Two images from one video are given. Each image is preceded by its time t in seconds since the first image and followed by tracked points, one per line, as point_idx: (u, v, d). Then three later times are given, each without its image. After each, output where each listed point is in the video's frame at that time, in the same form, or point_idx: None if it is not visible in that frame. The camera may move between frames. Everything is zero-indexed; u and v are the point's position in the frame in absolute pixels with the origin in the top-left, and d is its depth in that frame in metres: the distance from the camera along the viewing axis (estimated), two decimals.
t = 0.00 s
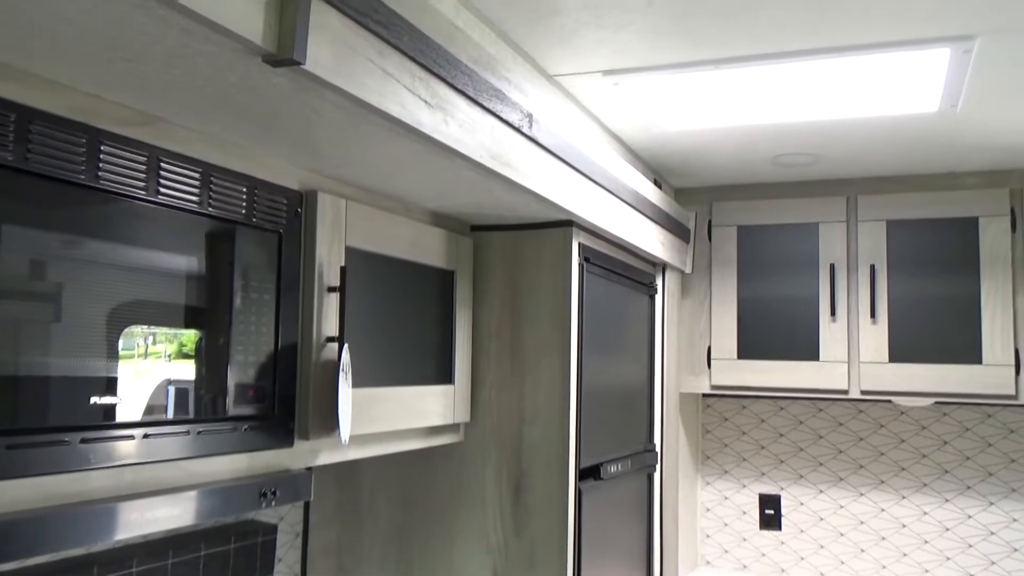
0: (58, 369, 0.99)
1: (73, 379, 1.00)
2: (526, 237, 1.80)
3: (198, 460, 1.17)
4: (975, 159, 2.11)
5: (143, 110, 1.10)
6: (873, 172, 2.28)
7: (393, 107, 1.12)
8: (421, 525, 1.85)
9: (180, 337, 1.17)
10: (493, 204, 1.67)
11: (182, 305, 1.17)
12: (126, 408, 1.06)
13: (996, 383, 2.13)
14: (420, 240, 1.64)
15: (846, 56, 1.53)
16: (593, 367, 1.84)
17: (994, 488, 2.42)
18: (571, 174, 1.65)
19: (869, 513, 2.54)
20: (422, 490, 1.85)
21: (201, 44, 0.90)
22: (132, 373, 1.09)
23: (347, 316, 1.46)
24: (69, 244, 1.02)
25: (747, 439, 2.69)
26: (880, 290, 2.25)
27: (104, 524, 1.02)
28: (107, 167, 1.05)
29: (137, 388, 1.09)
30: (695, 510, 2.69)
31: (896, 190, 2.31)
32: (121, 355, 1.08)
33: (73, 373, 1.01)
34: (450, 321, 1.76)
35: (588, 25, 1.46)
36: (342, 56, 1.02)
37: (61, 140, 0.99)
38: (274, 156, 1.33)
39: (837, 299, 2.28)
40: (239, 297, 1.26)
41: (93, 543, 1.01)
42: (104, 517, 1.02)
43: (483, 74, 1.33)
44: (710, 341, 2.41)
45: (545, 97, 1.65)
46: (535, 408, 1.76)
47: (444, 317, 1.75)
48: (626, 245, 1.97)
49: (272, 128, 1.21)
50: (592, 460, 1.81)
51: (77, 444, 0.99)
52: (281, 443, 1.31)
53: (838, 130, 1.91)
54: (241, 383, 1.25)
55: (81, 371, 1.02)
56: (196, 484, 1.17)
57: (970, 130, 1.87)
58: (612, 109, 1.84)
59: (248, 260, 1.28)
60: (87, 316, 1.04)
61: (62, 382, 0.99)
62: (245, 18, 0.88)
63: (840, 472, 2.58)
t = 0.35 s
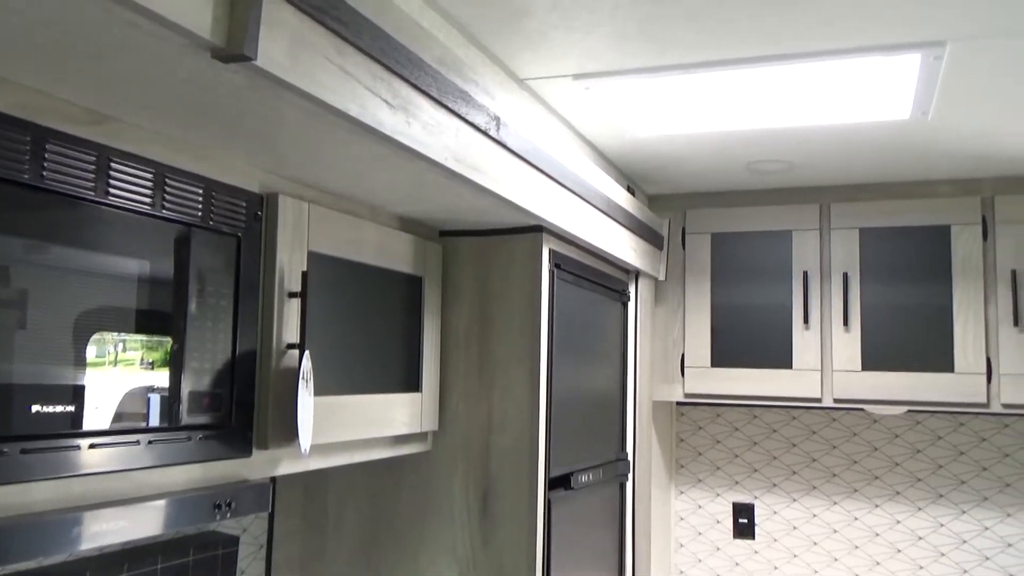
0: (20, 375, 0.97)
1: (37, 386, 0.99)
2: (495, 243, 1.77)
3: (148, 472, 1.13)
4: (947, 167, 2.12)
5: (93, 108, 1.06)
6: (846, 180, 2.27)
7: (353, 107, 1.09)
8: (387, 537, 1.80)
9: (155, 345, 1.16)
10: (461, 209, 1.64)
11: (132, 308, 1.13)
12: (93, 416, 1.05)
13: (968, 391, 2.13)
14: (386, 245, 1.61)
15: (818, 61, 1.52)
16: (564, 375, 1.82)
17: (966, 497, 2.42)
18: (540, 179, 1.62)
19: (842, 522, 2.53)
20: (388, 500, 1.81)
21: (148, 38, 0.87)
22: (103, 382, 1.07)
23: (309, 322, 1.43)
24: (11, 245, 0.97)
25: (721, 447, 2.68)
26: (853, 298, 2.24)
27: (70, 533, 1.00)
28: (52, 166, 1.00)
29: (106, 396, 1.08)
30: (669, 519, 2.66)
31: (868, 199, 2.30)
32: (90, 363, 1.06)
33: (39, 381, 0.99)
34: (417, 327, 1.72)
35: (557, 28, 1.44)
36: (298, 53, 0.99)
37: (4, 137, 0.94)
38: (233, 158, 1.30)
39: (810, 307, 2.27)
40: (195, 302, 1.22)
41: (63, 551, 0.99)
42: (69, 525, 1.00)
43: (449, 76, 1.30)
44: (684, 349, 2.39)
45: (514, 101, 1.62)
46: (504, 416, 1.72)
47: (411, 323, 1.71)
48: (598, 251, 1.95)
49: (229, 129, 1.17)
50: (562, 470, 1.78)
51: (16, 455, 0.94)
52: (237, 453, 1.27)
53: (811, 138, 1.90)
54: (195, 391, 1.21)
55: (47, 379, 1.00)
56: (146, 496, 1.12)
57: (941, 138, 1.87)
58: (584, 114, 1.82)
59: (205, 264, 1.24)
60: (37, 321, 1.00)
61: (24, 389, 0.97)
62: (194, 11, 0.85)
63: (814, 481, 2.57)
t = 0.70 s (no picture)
0: None
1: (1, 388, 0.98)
2: (459, 243, 1.75)
3: (90, 477, 1.08)
4: (914, 169, 2.12)
5: (32, 101, 1.02)
6: (815, 182, 2.27)
7: (304, 101, 1.06)
8: (347, 542, 1.77)
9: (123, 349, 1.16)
10: (424, 209, 1.61)
11: (72, 306, 1.10)
12: (57, 418, 1.04)
13: (935, 393, 2.13)
14: (346, 244, 1.58)
15: (783, 60, 1.50)
16: (529, 377, 1.79)
17: (934, 498, 2.43)
18: (504, 178, 1.60)
19: (811, 523, 2.53)
20: (349, 504, 1.77)
21: (83, 26, 0.83)
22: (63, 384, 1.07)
23: (264, 323, 1.39)
24: None
25: (690, 449, 2.67)
26: (821, 300, 2.24)
27: (32, 538, 0.98)
28: None
29: (70, 399, 1.07)
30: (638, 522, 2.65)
31: (837, 201, 2.30)
32: (61, 364, 1.07)
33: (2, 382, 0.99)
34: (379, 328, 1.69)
35: (519, 25, 1.41)
36: (244, 43, 0.95)
37: None
38: (184, 154, 1.26)
39: (779, 309, 2.27)
40: (142, 302, 1.18)
41: (20, 556, 0.97)
42: (31, 529, 0.98)
43: (407, 71, 1.28)
44: (653, 351, 2.38)
45: (478, 98, 1.60)
46: (467, 418, 1.70)
47: (373, 324, 1.68)
48: (565, 252, 1.93)
49: (177, 124, 1.13)
50: (527, 473, 1.75)
51: None
52: (187, 457, 1.23)
53: (779, 138, 1.90)
54: (141, 394, 1.17)
55: (11, 381, 1.00)
56: (87, 502, 1.08)
57: (908, 139, 1.87)
58: (550, 113, 1.80)
59: (153, 262, 1.20)
60: None
61: None
62: None
63: (783, 483, 2.57)
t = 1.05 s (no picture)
0: None
1: None
2: (423, 234, 1.72)
3: (32, 476, 1.05)
4: (880, 161, 2.12)
5: None
6: (782, 173, 2.27)
7: (252, 89, 1.03)
8: (308, 538, 1.74)
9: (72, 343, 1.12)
10: (385, 200, 1.58)
11: (11, 297, 1.07)
12: (37, 411, 1.06)
13: (900, 385, 2.14)
14: (305, 236, 1.54)
15: (748, 51, 1.49)
16: (495, 371, 1.77)
17: (900, 489, 2.44)
18: (467, 169, 1.57)
19: (778, 514, 2.54)
20: (311, 500, 1.74)
21: (13, 10, 0.80)
22: (30, 374, 1.07)
23: (218, 317, 1.36)
24: None
25: (660, 441, 2.67)
26: (789, 292, 2.24)
27: None
28: None
29: (50, 392, 1.09)
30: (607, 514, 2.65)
31: (805, 193, 2.30)
32: (40, 358, 1.09)
33: None
34: (341, 321, 1.67)
35: (481, 14, 1.38)
36: (186, 29, 0.92)
37: None
38: (132, 143, 1.22)
39: (747, 302, 2.27)
40: (87, 296, 1.15)
41: None
42: None
43: (364, 59, 1.25)
44: (622, 343, 2.37)
45: (441, 88, 1.57)
46: (431, 413, 1.68)
47: (333, 318, 1.65)
48: (531, 244, 1.91)
49: (122, 112, 1.10)
50: (492, 467, 1.74)
51: None
52: (137, 454, 1.20)
53: (745, 129, 1.89)
54: (87, 391, 1.14)
55: None
56: (28, 503, 1.04)
57: (873, 132, 1.87)
58: (516, 103, 1.78)
59: (99, 255, 1.16)
60: None
61: None
62: None
63: (751, 474, 2.58)
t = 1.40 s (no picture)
0: None
1: None
2: (385, 224, 1.70)
3: None
4: (846, 155, 2.12)
5: None
6: (750, 166, 2.27)
7: (200, 73, 1.00)
8: (267, 531, 1.72)
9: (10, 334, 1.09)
10: (346, 189, 1.56)
11: None
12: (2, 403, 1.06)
13: (863, 377, 2.15)
14: (263, 224, 1.52)
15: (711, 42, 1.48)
16: (458, 362, 1.75)
17: (863, 480, 2.47)
18: (429, 158, 1.56)
19: (744, 506, 2.56)
20: (271, 492, 1.72)
21: None
22: None
23: (169, 307, 1.33)
24: None
25: (628, 433, 2.67)
26: (755, 285, 2.24)
27: None
28: None
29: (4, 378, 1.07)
30: (575, 506, 2.65)
31: (772, 185, 2.30)
32: None
33: None
34: (301, 312, 1.65)
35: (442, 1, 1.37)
36: (128, 10, 0.90)
37: None
38: (80, 129, 1.19)
39: (714, 294, 2.27)
40: (31, 285, 1.12)
41: None
42: None
43: (319, 45, 1.22)
44: (590, 335, 2.37)
45: (403, 77, 1.55)
46: (392, 404, 1.66)
47: (293, 308, 1.63)
48: (497, 235, 1.89)
49: (67, 96, 1.07)
50: (455, 459, 1.72)
51: None
52: (86, 446, 1.17)
53: (712, 121, 1.88)
54: (31, 381, 1.11)
55: None
56: None
57: (838, 126, 1.87)
58: (481, 92, 1.76)
59: (45, 243, 1.13)
60: None
61: None
62: None
63: (718, 466, 2.59)
